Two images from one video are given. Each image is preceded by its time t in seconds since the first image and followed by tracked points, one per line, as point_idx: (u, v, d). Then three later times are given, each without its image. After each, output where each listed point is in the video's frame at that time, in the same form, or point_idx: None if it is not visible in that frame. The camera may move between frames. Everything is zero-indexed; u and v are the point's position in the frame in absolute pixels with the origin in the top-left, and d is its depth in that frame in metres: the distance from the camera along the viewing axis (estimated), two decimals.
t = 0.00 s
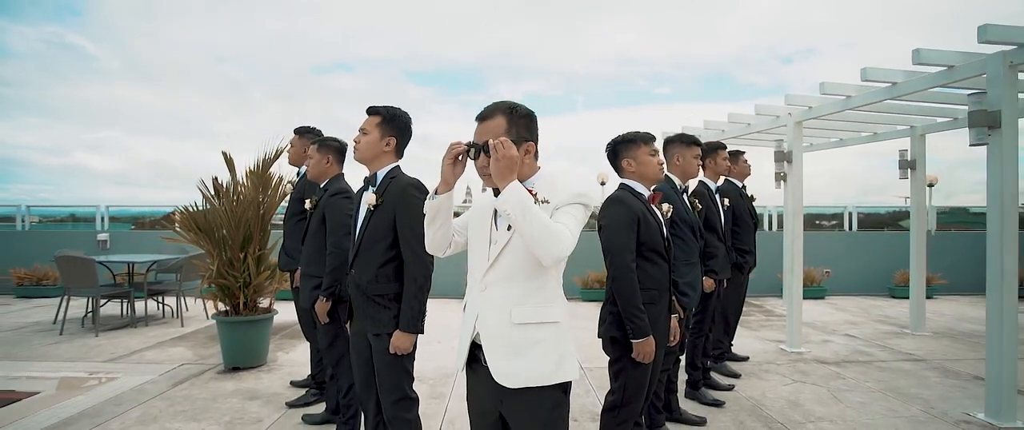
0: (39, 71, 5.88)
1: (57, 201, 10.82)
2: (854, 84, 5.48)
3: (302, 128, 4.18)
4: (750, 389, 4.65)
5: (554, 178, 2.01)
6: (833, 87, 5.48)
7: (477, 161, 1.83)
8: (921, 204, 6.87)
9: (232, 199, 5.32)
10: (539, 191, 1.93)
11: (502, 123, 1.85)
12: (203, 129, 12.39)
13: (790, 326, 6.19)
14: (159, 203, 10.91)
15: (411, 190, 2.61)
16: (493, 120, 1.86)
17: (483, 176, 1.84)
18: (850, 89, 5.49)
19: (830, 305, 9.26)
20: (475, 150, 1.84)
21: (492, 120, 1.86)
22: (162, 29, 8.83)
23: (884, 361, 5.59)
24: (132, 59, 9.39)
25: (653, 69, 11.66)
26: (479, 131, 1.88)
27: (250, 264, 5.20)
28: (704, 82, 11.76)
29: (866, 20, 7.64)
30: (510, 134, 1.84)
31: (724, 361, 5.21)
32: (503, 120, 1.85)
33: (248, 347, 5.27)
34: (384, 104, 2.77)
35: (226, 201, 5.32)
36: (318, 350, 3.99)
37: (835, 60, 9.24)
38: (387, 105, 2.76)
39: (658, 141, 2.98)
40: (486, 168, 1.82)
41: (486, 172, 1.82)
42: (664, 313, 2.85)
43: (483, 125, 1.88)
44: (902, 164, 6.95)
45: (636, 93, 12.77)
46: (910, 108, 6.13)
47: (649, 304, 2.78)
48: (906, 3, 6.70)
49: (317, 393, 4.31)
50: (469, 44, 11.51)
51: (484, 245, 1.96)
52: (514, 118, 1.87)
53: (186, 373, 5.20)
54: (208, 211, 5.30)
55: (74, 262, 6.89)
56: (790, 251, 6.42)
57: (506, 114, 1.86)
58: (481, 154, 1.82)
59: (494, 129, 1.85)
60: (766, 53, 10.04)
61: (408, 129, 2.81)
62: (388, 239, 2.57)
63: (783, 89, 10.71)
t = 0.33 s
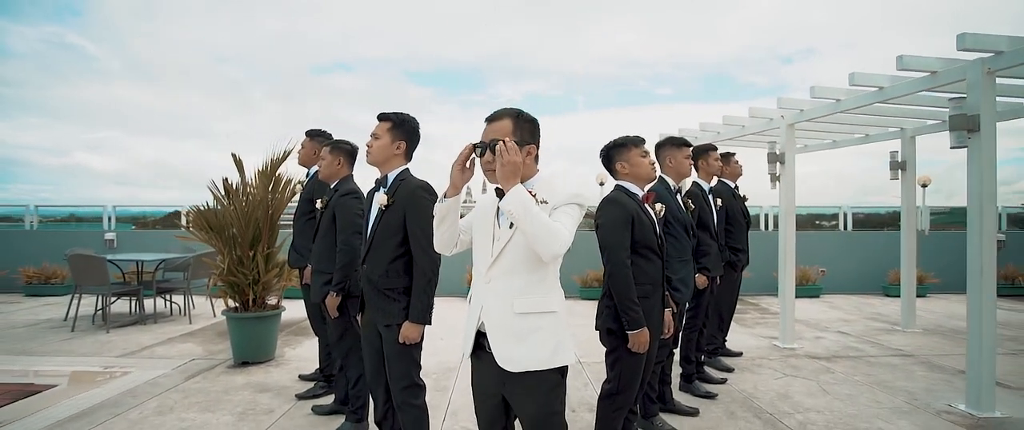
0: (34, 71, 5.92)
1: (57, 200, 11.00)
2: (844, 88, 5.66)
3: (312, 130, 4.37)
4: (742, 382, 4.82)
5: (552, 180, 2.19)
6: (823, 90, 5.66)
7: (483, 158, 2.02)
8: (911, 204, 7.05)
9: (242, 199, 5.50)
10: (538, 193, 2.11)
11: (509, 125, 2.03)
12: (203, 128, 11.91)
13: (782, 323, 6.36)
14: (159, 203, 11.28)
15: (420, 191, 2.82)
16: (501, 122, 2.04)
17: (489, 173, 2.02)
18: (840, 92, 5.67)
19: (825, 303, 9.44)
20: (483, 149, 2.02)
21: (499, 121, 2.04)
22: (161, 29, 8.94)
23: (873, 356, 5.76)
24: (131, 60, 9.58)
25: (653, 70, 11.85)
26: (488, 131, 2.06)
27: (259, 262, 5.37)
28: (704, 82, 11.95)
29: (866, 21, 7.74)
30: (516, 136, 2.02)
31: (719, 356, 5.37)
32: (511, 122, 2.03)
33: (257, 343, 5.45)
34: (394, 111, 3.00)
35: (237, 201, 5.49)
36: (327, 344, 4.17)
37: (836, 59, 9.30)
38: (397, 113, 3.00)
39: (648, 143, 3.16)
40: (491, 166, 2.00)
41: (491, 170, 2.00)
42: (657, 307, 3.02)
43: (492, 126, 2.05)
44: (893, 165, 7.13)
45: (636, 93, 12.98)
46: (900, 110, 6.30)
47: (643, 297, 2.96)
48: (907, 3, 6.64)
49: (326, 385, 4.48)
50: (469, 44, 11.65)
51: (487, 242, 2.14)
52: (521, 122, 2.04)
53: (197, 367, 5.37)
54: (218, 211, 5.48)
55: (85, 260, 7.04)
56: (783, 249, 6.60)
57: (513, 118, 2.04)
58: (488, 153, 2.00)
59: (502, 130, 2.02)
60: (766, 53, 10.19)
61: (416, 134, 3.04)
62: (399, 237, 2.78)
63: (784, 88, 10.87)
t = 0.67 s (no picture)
0: (37, 72, 6.02)
1: (57, 201, 11.17)
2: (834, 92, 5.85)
3: (321, 133, 4.58)
4: (734, 375, 5.01)
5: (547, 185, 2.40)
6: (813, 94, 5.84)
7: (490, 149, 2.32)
8: (901, 204, 7.25)
9: (251, 199, 5.68)
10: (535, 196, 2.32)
11: (518, 125, 2.31)
12: (203, 129, 12.05)
13: (775, 320, 6.55)
14: (159, 203, 11.44)
15: (425, 191, 3.01)
16: (512, 121, 2.33)
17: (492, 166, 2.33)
18: (829, 96, 5.86)
19: (819, 301, 9.63)
20: (492, 142, 2.32)
21: (511, 119, 2.33)
22: (161, 29, 9.07)
23: (862, 351, 5.96)
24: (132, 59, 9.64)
25: (653, 70, 12.02)
26: (499, 126, 2.35)
27: (268, 260, 5.55)
28: (704, 82, 12.16)
29: (866, 21, 7.86)
30: (523, 135, 2.30)
31: (711, 351, 5.55)
32: (521, 122, 2.32)
33: (266, 338, 5.63)
34: (402, 117, 3.21)
35: (246, 201, 5.68)
36: (336, 338, 4.37)
37: (835, 59, 9.51)
38: (403, 118, 3.21)
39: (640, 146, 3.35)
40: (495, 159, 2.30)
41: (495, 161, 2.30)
42: (651, 300, 3.21)
43: (504, 123, 2.34)
44: (883, 166, 7.33)
45: (637, 93, 13.19)
46: (889, 114, 6.50)
47: (637, 291, 3.14)
48: (907, 3, 6.83)
49: (334, 378, 4.66)
50: (470, 44, 11.81)
51: (489, 242, 2.35)
52: (530, 125, 2.32)
53: (209, 361, 5.56)
54: (227, 211, 5.66)
55: (96, 258, 7.20)
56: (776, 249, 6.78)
57: (524, 120, 2.32)
58: (495, 146, 2.31)
59: (511, 128, 2.31)
60: (766, 53, 10.37)
61: (421, 138, 3.23)
62: (406, 234, 2.98)
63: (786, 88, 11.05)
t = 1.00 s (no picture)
0: (36, 71, 6.39)
1: (58, 200, 11.32)
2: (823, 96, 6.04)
3: (330, 136, 4.79)
4: (726, 368, 5.21)
5: (546, 187, 2.59)
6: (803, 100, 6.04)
7: (495, 150, 2.53)
8: (890, 204, 7.45)
9: (261, 199, 5.88)
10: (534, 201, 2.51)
11: (522, 129, 2.53)
12: (203, 129, 12.76)
13: (767, 316, 6.75)
14: (159, 203, 11.59)
15: (430, 192, 3.21)
16: (516, 125, 2.55)
17: (492, 165, 2.53)
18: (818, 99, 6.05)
19: (812, 299, 9.83)
20: (496, 143, 2.53)
21: (515, 124, 2.55)
22: (161, 29, 9.26)
23: (851, 346, 6.16)
24: (132, 59, 9.76)
25: (653, 70, 12.21)
26: (503, 129, 2.56)
27: (277, 258, 5.75)
28: (704, 82, 12.36)
29: (867, 20, 8.00)
30: (525, 138, 2.52)
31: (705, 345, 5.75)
32: (524, 128, 2.53)
33: (275, 333, 5.83)
34: (408, 122, 3.42)
35: (256, 201, 5.88)
36: (344, 332, 4.59)
37: (836, 59, 9.73)
38: (410, 123, 3.41)
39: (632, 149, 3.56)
40: (496, 159, 2.51)
41: (496, 160, 2.51)
42: (643, 294, 3.40)
43: (508, 127, 2.56)
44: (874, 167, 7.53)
45: (637, 93, 13.40)
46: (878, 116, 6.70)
47: (630, 285, 3.34)
48: (907, 2, 7.01)
49: (341, 371, 4.85)
50: (470, 44, 11.99)
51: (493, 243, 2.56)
52: (533, 131, 2.54)
53: (219, 356, 5.76)
54: (237, 210, 5.85)
55: (107, 257, 7.38)
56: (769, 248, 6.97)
57: (527, 126, 2.54)
58: (498, 147, 2.52)
59: (515, 131, 2.52)
60: (767, 53, 10.51)
61: (426, 141, 3.43)
62: (412, 232, 3.18)
63: (785, 87, 11.24)
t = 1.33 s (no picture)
0: (37, 72, 6.12)
1: (59, 201, 11.54)
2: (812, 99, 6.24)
3: (338, 139, 4.99)
4: (718, 361, 5.42)
5: (541, 187, 2.79)
6: (793, 103, 6.25)
7: (493, 155, 2.73)
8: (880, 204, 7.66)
9: (269, 199, 6.09)
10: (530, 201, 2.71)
11: (518, 134, 2.74)
12: (203, 129, 12.96)
13: (759, 313, 6.96)
14: (160, 203, 11.83)
15: (433, 191, 3.41)
16: (512, 130, 2.76)
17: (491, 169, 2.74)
18: (808, 102, 6.25)
19: (806, 296, 10.04)
20: (493, 148, 2.74)
21: (511, 130, 2.76)
22: (161, 29, 9.27)
23: (839, 341, 6.37)
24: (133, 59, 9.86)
25: (653, 70, 12.41)
26: (501, 134, 2.78)
27: (285, 256, 5.95)
28: (704, 82, 12.57)
29: (867, 21, 8.18)
30: (521, 142, 2.73)
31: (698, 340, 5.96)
32: (519, 133, 2.74)
33: (283, 328, 6.03)
34: (413, 126, 3.63)
35: (264, 201, 6.08)
36: (350, 326, 4.79)
37: (837, 59, 9.97)
38: (414, 127, 3.62)
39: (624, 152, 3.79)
40: (495, 163, 2.72)
41: (496, 163, 2.72)
42: (635, 288, 3.60)
43: (505, 133, 2.78)
44: (864, 167, 7.74)
45: (637, 93, 13.58)
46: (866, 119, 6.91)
47: (623, 280, 3.54)
48: (908, 3, 7.16)
49: (347, 363, 5.06)
50: (472, 45, 12.16)
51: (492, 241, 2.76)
52: (528, 136, 2.76)
53: (229, 350, 5.97)
54: (246, 210, 6.05)
55: (119, 255, 7.57)
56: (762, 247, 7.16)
57: (523, 131, 2.75)
58: (497, 151, 2.73)
59: (511, 136, 2.74)
60: (767, 53, 10.69)
61: (429, 144, 3.63)
62: (416, 230, 3.38)
63: (785, 87, 11.39)
